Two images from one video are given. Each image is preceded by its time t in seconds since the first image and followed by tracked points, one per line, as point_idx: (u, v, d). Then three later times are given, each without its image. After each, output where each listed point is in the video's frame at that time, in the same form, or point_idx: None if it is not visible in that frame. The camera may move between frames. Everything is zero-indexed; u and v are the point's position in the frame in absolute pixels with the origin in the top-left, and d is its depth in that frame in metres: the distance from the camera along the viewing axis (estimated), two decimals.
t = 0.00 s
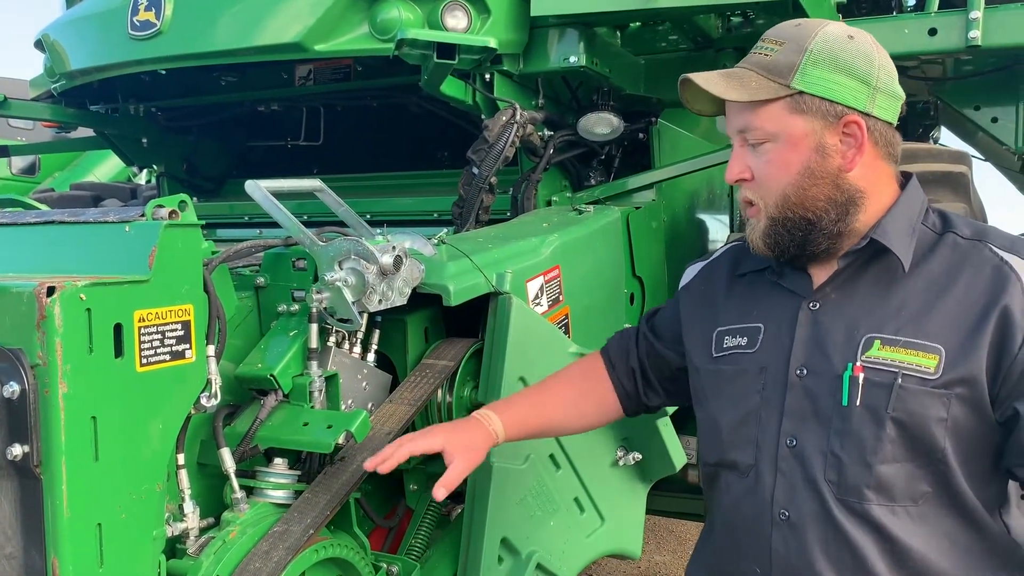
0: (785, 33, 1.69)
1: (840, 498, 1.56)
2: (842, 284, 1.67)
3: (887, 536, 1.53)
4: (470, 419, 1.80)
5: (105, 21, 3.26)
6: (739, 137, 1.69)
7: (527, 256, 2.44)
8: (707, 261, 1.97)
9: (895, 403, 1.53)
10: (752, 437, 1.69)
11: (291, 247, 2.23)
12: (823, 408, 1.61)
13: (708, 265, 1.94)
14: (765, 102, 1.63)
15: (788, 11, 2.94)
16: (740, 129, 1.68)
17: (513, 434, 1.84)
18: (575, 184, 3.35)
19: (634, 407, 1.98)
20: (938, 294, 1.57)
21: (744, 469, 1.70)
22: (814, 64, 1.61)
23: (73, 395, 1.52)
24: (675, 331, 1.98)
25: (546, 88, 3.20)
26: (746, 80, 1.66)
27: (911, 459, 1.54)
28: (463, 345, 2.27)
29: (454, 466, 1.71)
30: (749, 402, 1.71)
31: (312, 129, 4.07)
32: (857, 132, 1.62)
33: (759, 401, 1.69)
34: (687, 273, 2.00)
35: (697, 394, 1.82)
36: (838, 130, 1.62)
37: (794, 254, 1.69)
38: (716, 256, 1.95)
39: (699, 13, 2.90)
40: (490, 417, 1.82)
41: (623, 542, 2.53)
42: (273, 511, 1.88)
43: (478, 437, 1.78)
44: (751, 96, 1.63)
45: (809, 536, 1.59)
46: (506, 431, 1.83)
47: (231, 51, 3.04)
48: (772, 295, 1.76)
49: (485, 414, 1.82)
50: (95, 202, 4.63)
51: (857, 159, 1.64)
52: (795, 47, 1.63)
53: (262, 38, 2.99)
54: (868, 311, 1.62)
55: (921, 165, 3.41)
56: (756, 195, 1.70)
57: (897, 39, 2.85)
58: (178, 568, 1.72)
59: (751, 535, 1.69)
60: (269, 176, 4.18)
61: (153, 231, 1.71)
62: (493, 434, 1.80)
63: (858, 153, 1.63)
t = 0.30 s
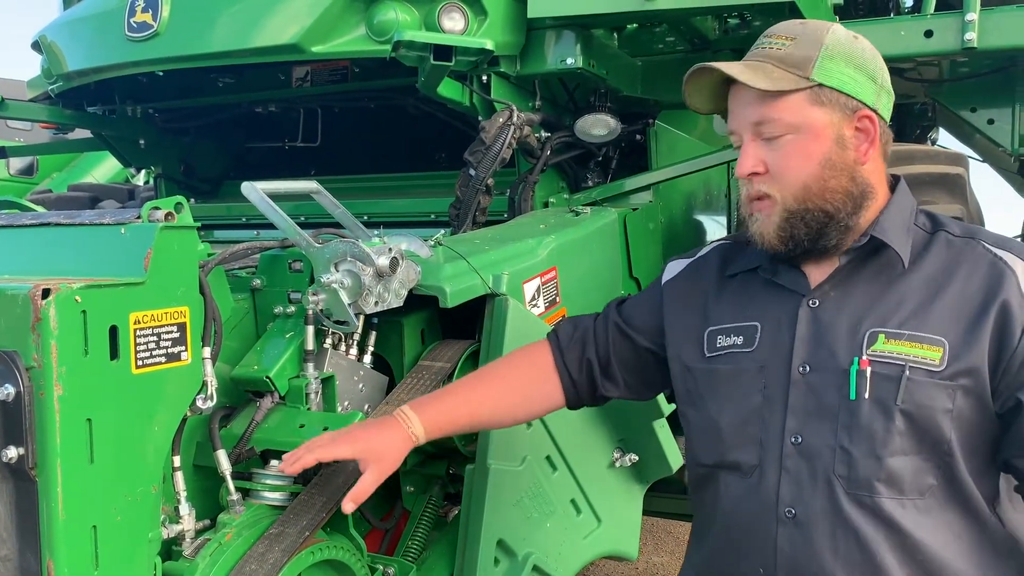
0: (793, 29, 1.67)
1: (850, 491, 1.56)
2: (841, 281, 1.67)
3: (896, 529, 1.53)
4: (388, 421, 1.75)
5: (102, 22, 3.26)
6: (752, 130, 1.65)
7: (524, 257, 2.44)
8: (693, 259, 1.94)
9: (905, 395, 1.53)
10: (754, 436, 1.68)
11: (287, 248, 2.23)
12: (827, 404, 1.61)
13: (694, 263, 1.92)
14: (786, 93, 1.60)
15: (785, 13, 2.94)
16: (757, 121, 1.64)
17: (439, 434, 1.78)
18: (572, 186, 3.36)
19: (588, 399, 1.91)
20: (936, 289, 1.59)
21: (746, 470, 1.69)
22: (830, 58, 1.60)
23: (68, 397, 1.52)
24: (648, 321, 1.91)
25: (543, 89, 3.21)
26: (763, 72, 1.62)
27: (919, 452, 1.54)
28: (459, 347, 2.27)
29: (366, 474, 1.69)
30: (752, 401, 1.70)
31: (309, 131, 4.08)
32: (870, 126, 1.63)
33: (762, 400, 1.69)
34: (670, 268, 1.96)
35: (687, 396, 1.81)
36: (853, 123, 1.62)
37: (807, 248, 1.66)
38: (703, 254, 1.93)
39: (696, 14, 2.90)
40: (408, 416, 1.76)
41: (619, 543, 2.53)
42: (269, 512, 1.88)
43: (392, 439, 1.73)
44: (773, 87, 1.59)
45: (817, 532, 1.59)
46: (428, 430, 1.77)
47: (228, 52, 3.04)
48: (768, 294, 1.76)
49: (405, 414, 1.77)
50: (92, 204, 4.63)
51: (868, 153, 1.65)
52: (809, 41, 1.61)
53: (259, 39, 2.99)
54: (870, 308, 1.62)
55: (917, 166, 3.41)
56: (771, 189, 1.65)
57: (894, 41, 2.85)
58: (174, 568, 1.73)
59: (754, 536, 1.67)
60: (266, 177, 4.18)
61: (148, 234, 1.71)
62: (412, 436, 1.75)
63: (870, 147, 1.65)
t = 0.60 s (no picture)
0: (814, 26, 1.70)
1: (858, 495, 1.55)
2: (839, 284, 1.68)
3: (902, 531, 1.53)
4: (381, 414, 1.77)
5: (101, 24, 3.26)
6: (805, 118, 1.64)
7: (522, 260, 2.44)
8: (676, 266, 1.92)
9: (910, 397, 1.53)
10: (756, 441, 1.67)
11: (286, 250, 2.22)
12: (831, 408, 1.60)
13: (678, 270, 1.91)
14: (837, 85, 1.64)
15: (785, 15, 2.95)
16: (812, 111, 1.64)
17: (428, 434, 1.80)
18: (571, 187, 3.37)
19: (574, 405, 1.90)
20: (933, 291, 1.60)
21: (748, 478, 1.67)
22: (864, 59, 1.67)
23: (67, 400, 1.52)
24: (634, 328, 1.90)
25: (541, 92, 3.21)
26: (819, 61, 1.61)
27: (924, 452, 1.54)
28: (458, 349, 2.27)
29: (353, 457, 1.70)
30: (752, 407, 1.68)
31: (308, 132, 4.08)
32: (883, 132, 1.73)
33: (763, 406, 1.67)
34: (652, 277, 1.94)
35: (684, 404, 1.79)
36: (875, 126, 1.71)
37: (853, 244, 1.65)
38: (687, 261, 1.92)
39: (695, 17, 2.90)
40: (401, 412, 1.78)
41: (617, 545, 2.54)
42: (268, 514, 1.89)
43: (382, 435, 1.74)
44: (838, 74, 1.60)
45: (823, 536, 1.58)
46: (419, 428, 1.79)
47: (228, 54, 3.05)
48: (762, 299, 1.75)
49: (399, 410, 1.79)
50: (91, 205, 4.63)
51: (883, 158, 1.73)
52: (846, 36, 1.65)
53: (259, 41, 2.99)
54: (869, 310, 1.62)
55: (914, 169, 3.42)
56: (822, 180, 1.65)
57: (892, 44, 2.84)
58: (172, 570, 1.73)
59: (757, 541, 1.66)
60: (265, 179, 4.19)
61: (147, 237, 1.71)
62: (402, 432, 1.77)
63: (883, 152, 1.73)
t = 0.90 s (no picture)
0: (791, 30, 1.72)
1: (850, 493, 1.55)
2: (829, 284, 1.68)
3: (895, 529, 1.53)
4: (367, 444, 1.76)
5: (100, 23, 3.26)
6: (790, 119, 1.66)
7: (520, 259, 2.45)
8: (671, 268, 1.92)
9: (900, 394, 1.54)
10: (749, 441, 1.67)
11: (286, 249, 2.23)
12: (823, 407, 1.60)
13: (672, 272, 1.90)
14: (820, 85, 1.65)
15: (783, 16, 2.96)
16: (796, 111, 1.65)
17: (419, 454, 1.79)
18: (569, 187, 3.38)
19: (568, 411, 1.89)
20: (922, 289, 1.61)
21: (741, 478, 1.67)
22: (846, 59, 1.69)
23: (66, 398, 1.52)
24: (628, 329, 1.89)
25: (539, 92, 3.21)
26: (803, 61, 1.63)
27: (915, 449, 1.55)
28: (456, 348, 2.27)
29: (350, 498, 1.70)
30: (746, 408, 1.68)
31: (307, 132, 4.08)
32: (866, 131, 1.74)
33: (756, 407, 1.67)
34: (647, 279, 1.93)
35: (677, 407, 1.78)
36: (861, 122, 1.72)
37: (841, 242, 1.66)
38: (681, 263, 1.92)
39: (693, 17, 2.91)
40: (387, 438, 1.77)
41: (615, 544, 2.54)
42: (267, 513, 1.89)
43: (373, 465, 1.74)
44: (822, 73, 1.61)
45: (815, 534, 1.58)
46: (408, 451, 1.77)
47: (226, 53, 3.05)
48: (756, 299, 1.75)
49: (384, 435, 1.77)
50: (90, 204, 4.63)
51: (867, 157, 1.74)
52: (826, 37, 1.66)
53: (258, 41, 2.99)
54: (860, 309, 1.63)
55: (913, 169, 3.42)
56: (812, 178, 1.65)
57: (890, 44, 2.84)
58: (171, 569, 1.73)
59: (749, 540, 1.66)
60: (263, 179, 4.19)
61: (145, 236, 1.71)
62: (392, 458, 1.76)
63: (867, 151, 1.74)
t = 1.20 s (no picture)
0: (786, 30, 1.71)
1: (835, 489, 1.56)
2: (824, 282, 1.68)
3: (880, 527, 1.53)
4: (391, 437, 1.76)
5: (99, 22, 3.26)
6: (775, 122, 1.65)
7: (519, 256, 2.45)
8: (673, 265, 1.93)
9: (888, 393, 1.54)
10: (740, 435, 1.68)
11: (285, 247, 2.23)
12: (813, 403, 1.61)
13: (674, 269, 1.92)
14: (806, 86, 1.63)
15: (781, 14, 2.96)
16: (780, 114, 1.64)
17: (440, 451, 1.79)
18: (568, 186, 3.37)
19: (580, 411, 1.90)
20: (919, 289, 1.60)
21: (731, 471, 1.68)
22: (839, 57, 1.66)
23: (65, 395, 1.52)
24: (633, 329, 1.90)
25: (538, 90, 3.21)
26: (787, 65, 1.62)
27: (901, 448, 1.54)
28: (455, 346, 2.27)
29: (371, 489, 1.70)
30: (737, 401, 1.69)
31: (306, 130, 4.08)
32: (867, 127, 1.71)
33: (747, 400, 1.68)
34: (651, 277, 1.94)
35: (673, 400, 1.79)
36: (858, 120, 1.69)
37: (828, 242, 1.66)
38: (683, 261, 1.92)
39: (691, 15, 2.91)
40: (411, 432, 1.77)
41: (614, 543, 2.53)
42: (265, 511, 1.88)
43: (395, 457, 1.74)
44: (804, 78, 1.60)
45: (800, 529, 1.58)
46: (431, 446, 1.78)
47: (224, 51, 3.04)
48: (755, 297, 1.75)
49: (408, 430, 1.78)
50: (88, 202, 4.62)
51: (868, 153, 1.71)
52: (819, 38, 1.65)
53: (256, 38, 2.99)
54: (852, 308, 1.63)
55: (913, 167, 3.42)
56: (797, 179, 1.65)
57: (888, 42, 2.84)
58: (170, 567, 1.72)
59: (736, 532, 1.67)
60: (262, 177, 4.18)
61: (144, 233, 1.71)
62: (415, 453, 1.76)
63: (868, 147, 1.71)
